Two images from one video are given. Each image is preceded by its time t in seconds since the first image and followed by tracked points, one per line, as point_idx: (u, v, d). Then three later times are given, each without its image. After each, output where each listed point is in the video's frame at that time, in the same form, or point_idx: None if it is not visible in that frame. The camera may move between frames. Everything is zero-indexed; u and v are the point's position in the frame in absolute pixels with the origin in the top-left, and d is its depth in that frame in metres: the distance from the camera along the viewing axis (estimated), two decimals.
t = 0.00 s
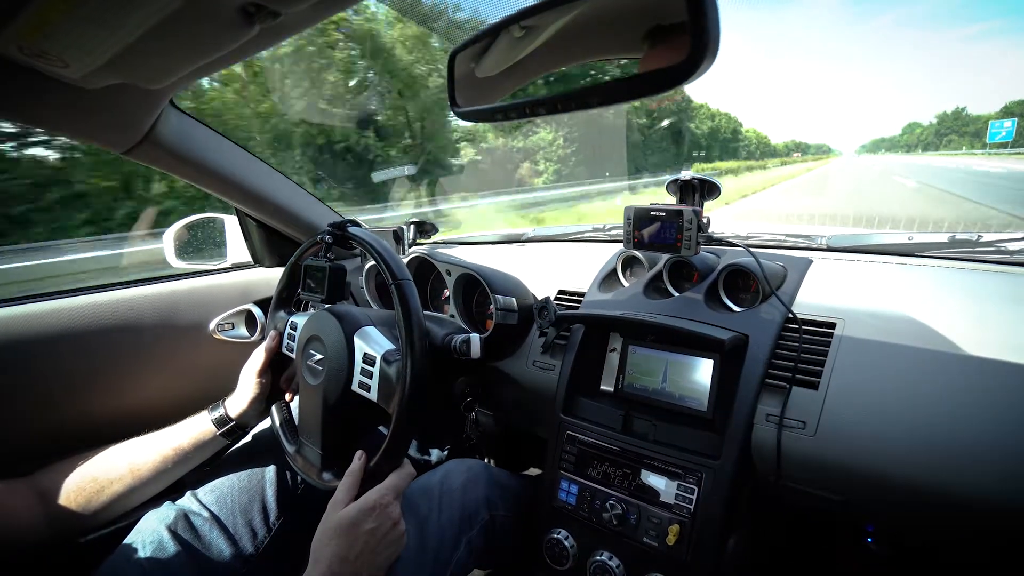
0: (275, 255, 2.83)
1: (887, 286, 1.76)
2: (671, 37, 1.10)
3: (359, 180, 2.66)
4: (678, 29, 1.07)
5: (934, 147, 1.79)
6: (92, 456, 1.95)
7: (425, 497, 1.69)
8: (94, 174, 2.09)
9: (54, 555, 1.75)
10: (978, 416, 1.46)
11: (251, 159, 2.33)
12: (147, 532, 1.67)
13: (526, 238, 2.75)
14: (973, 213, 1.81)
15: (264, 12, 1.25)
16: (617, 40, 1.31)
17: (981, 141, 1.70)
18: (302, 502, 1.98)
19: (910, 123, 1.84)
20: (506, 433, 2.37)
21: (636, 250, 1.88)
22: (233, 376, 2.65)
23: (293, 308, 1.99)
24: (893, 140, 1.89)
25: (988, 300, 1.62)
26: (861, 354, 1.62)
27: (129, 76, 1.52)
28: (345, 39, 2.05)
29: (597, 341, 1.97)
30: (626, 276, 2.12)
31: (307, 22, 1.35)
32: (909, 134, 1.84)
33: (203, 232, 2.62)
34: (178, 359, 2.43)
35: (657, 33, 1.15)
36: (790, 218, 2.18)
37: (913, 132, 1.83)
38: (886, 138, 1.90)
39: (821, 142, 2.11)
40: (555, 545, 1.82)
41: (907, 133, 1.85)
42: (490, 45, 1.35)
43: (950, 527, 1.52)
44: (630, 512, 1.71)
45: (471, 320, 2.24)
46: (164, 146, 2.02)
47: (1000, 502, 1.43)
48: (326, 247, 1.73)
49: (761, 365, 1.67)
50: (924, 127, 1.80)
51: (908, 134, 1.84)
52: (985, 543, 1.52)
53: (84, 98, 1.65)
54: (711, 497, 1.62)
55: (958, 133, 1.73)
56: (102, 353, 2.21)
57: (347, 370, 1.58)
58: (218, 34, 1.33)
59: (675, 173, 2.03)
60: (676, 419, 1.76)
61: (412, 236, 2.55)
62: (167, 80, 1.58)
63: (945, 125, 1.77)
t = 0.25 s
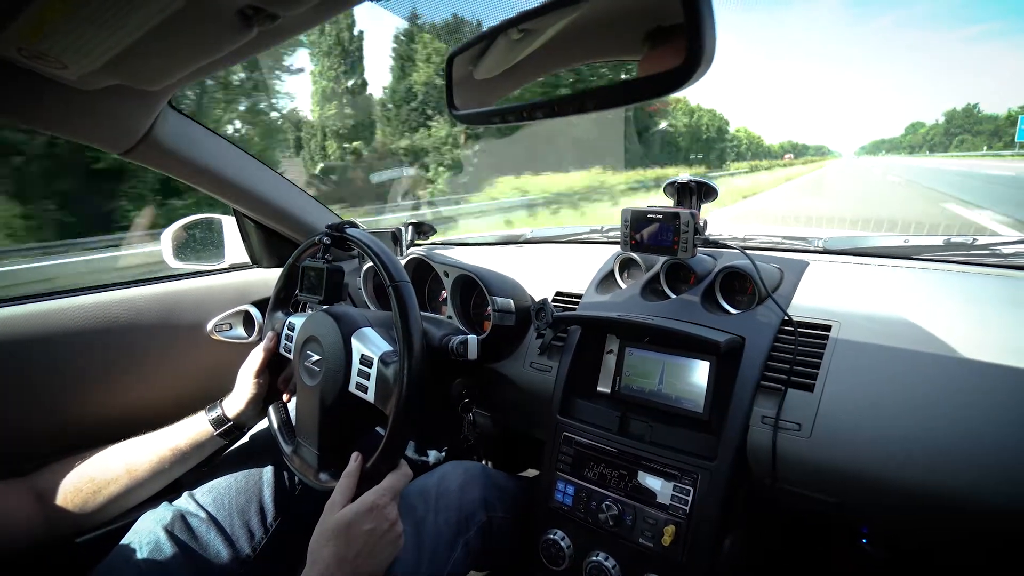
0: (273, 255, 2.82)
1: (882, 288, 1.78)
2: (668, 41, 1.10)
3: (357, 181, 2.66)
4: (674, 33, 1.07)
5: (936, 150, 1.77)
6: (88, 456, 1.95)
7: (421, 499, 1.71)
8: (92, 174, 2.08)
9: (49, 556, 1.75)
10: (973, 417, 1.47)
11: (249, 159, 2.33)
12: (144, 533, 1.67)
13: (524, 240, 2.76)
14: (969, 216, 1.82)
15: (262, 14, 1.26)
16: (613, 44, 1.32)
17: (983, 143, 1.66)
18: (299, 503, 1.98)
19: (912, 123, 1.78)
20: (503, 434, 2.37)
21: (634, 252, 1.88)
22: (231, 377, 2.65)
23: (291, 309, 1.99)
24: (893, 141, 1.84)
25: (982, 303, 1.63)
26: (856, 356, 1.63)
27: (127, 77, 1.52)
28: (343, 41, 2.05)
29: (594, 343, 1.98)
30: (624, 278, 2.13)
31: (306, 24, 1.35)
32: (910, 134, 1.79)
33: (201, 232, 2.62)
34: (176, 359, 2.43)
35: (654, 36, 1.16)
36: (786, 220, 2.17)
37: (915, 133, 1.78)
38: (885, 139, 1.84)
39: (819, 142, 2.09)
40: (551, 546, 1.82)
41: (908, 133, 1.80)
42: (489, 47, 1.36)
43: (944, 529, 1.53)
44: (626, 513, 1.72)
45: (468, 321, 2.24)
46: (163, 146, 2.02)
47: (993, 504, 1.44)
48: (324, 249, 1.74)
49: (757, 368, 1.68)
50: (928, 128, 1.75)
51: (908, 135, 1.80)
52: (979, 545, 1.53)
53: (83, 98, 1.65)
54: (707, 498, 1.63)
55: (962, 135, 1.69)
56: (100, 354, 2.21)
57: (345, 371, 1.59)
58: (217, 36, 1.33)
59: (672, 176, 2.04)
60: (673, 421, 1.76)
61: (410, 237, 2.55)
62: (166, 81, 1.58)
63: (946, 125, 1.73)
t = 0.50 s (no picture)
0: (272, 257, 2.83)
1: (877, 292, 1.79)
2: (664, 47, 1.12)
3: (356, 183, 2.67)
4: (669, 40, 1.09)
5: (943, 150, 1.79)
6: (87, 458, 1.96)
7: (419, 501, 1.69)
8: (91, 177, 2.09)
9: (48, 558, 1.76)
10: (965, 422, 1.48)
11: (248, 162, 2.34)
12: (143, 535, 1.68)
13: (521, 242, 2.78)
14: (964, 221, 1.82)
15: (262, 21, 1.27)
16: (609, 50, 1.33)
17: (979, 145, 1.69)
18: (298, 504, 1.99)
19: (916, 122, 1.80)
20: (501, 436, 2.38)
21: (631, 255, 1.89)
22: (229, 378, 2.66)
23: (289, 311, 2.00)
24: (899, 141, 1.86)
25: (975, 308, 1.65)
26: (850, 360, 1.65)
27: (127, 82, 1.53)
28: (341, 44, 2.06)
29: (591, 345, 1.99)
30: (621, 281, 2.14)
31: (305, 30, 1.37)
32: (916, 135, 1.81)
33: (200, 234, 2.63)
34: (175, 361, 2.43)
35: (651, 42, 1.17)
36: (781, 223, 2.19)
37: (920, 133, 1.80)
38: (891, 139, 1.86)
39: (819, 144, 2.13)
40: (548, 548, 1.83)
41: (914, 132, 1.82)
42: (487, 51, 1.38)
43: (937, 532, 1.54)
44: (622, 515, 1.73)
45: (466, 324, 2.26)
46: (162, 149, 2.03)
47: (985, 508, 1.46)
48: (323, 252, 1.75)
49: (752, 372, 1.69)
50: (933, 127, 1.77)
51: (914, 135, 1.82)
52: (971, 548, 1.54)
53: (83, 102, 1.66)
54: (702, 501, 1.64)
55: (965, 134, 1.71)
56: (98, 355, 2.22)
57: (343, 374, 1.60)
58: (216, 41, 1.34)
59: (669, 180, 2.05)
60: (668, 424, 1.77)
61: (408, 240, 2.56)
62: (165, 86, 1.59)
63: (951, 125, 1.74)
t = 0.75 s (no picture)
0: (275, 256, 2.83)
1: (882, 291, 1.78)
2: (672, 43, 1.11)
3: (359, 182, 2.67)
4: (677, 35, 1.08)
5: (951, 151, 1.79)
6: (89, 458, 1.95)
7: (424, 501, 1.68)
8: (94, 176, 2.09)
9: (50, 558, 1.75)
10: (973, 420, 1.48)
11: (251, 161, 2.33)
12: (146, 534, 1.67)
13: (525, 241, 2.78)
14: (968, 219, 1.81)
15: (268, 18, 1.26)
16: (615, 49, 1.33)
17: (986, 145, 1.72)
18: (301, 504, 1.98)
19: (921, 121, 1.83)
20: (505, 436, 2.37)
21: (636, 254, 1.89)
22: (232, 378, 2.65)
23: (293, 310, 2.00)
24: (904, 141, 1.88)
25: (982, 306, 1.64)
26: (857, 358, 1.64)
27: (131, 80, 1.52)
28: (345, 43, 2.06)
29: (595, 344, 1.99)
30: (625, 280, 2.14)
31: (310, 28, 1.36)
32: (921, 135, 1.83)
33: (202, 234, 2.62)
34: (177, 361, 2.43)
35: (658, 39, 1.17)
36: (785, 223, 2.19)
37: (926, 133, 1.82)
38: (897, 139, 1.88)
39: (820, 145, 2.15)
40: (553, 547, 1.82)
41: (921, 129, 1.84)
42: (491, 49, 1.37)
43: (945, 530, 1.54)
44: (629, 514, 1.73)
45: (470, 323, 2.25)
46: (165, 148, 2.03)
47: (993, 506, 1.45)
48: (327, 251, 1.74)
49: (758, 370, 1.69)
50: (939, 127, 1.80)
51: (918, 135, 1.84)
52: (979, 546, 1.54)
53: (86, 101, 1.66)
54: (709, 499, 1.64)
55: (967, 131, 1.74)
56: (101, 355, 2.21)
57: (347, 372, 1.59)
58: (222, 39, 1.34)
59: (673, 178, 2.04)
60: (674, 422, 1.77)
61: (411, 239, 2.56)
62: (169, 84, 1.59)
63: (958, 125, 1.76)
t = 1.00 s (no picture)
0: (274, 256, 2.82)
1: (886, 291, 1.77)
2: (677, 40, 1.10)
3: (359, 181, 2.66)
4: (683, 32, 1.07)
5: (966, 151, 1.71)
6: (86, 458, 1.94)
7: (423, 501, 1.68)
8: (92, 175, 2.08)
9: (47, 558, 1.74)
10: (979, 421, 1.46)
11: (250, 160, 2.32)
12: (142, 535, 1.66)
13: (526, 241, 2.80)
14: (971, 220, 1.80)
15: (266, 14, 1.25)
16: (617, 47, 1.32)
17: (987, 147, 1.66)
18: (300, 504, 1.96)
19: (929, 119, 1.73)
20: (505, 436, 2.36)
21: (636, 253, 1.88)
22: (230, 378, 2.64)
23: (292, 310, 1.98)
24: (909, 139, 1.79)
25: (986, 306, 1.63)
26: (860, 358, 1.63)
27: (130, 76, 1.51)
28: (344, 41, 2.04)
29: (596, 344, 1.97)
30: (626, 280, 2.12)
31: (310, 24, 1.35)
32: (928, 134, 1.74)
33: (201, 233, 2.61)
34: (175, 361, 2.41)
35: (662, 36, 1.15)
36: (788, 224, 2.18)
37: (933, 132, 1.72)
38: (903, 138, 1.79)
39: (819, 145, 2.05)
40: (553, 549, 1.81)
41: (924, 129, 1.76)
42: (492, 47, 1.36)
43: (949, 532, 1.52)
44: (630, 516, 1.71)
45: (470, 323, 2.24)
46: (164, 146, 2.02)
47: (998, 509, 1.43)
48: (326, 250, 1.73)
49: (761, 371, 1.67)
50: (945, 126, 1.69)
51: (924, 134, 1.74)
52: (983, 548, 1.52)
53: (84, 98, 1.65)
54: (711, 500, 1.62)
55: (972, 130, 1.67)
56: (99, 355, 2.20)
57: (346, 372, 1.58)
58: (220, 35, 1.33)
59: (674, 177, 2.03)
60: (675, 423, 1.75)
61: (411, 238, 2.54)
62: (168, 81, 1.58)
63: (970, 123, 1.67)
